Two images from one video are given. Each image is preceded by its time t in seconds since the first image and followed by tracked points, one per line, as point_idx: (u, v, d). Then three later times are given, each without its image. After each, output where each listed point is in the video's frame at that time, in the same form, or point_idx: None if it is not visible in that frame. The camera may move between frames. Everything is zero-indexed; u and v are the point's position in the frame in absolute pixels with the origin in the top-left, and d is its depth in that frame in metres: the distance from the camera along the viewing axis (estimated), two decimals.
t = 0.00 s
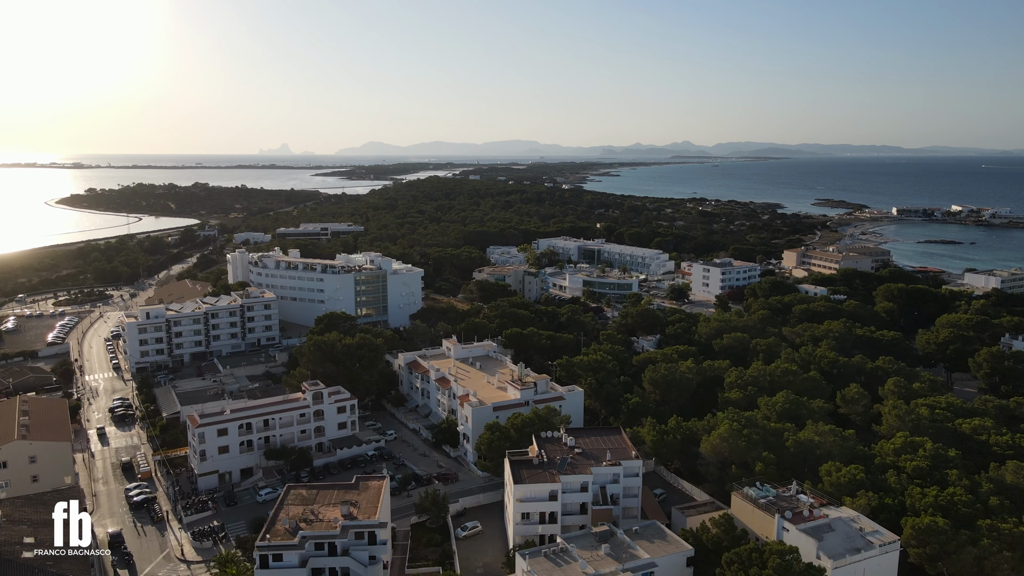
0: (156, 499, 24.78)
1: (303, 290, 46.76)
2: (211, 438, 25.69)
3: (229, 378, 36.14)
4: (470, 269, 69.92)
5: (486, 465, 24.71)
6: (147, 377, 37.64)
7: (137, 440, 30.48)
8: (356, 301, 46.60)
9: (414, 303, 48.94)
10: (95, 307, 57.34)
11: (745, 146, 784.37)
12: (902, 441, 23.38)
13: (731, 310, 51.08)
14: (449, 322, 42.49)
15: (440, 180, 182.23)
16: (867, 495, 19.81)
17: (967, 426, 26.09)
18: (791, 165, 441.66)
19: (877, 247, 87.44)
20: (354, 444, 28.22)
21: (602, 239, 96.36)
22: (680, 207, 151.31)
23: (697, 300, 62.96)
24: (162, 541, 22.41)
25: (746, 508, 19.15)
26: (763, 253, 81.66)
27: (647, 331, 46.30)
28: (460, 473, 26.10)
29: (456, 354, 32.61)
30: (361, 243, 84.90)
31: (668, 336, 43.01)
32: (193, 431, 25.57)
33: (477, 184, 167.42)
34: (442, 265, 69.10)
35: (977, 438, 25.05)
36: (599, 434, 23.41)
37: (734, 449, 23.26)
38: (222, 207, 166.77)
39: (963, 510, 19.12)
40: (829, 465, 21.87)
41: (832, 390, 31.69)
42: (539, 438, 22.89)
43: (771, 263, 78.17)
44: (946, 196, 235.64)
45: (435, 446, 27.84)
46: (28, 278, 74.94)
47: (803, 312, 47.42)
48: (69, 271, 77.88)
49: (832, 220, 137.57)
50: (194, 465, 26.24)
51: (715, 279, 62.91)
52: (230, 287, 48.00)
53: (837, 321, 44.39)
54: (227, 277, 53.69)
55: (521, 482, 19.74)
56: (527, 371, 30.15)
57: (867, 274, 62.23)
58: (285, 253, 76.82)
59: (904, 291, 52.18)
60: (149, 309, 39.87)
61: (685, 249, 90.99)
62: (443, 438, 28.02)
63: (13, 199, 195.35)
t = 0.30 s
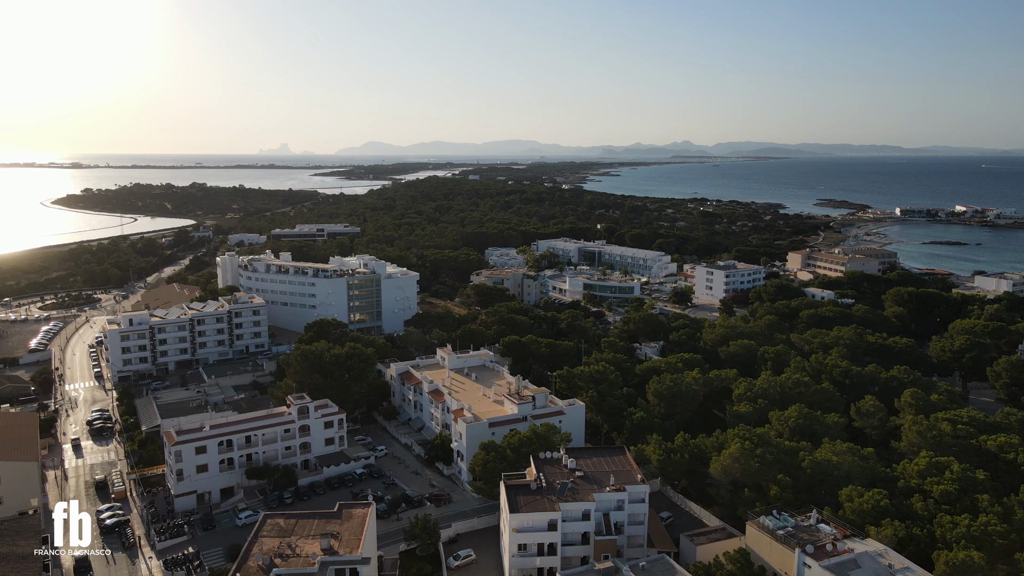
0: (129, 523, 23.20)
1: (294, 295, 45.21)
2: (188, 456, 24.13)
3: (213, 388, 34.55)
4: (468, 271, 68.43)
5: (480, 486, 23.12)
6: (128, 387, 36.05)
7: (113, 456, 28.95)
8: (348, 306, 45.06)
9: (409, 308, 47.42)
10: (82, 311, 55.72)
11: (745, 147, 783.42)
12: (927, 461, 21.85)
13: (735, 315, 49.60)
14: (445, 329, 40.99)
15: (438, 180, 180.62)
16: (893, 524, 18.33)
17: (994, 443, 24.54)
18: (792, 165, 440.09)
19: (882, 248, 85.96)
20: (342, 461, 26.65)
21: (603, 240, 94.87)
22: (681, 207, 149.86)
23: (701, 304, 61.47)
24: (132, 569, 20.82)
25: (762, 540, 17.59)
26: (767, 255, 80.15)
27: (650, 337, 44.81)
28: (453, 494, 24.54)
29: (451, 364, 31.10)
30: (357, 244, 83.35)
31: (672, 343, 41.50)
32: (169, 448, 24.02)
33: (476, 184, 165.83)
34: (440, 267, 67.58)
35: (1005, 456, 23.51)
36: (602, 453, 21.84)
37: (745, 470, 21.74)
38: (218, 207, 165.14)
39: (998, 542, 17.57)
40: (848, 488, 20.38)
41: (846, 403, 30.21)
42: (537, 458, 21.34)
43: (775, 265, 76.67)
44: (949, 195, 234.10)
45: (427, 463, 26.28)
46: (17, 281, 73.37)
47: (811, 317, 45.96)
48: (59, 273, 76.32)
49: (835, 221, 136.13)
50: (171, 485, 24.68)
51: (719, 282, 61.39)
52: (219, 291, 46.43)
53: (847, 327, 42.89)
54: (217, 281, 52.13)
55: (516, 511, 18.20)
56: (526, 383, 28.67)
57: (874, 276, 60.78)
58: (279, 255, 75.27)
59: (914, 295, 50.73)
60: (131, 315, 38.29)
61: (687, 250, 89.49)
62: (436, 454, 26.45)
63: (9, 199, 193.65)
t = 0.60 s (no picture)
0: (97, 549, 21.66)
1: (284, 300, 43.61)
2: (161, 477, 22.55)
3: (196, 398, 32.97)
4: (466, 274, 66.84)
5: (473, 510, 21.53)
6: (108, 398, 34.50)
7: (87, 473, 27.42)
8: (340, 312, 43.49)
9: (403, 313, 45.87)
10: (68, 315, 54.12)
11: (745, 147, 782.18)
12: (955, 483, 20.29)
13: (741, 321, 48.06)
14: (440, 336, 39.44)
15: (437, 180, 178.96)
16: (923, 558, 16.79)
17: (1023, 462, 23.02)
18: (793, 165, 438.52)
19: (888, 250, 84.39)
20: (328, 480, 25.06)
21: (604, 241, 93.30)
22: (683, 207, 148.33)
23: (704, 308, 59.88)
24: None
25: None
26: (771, 257, 78.58)
27: (653, 343, 43.26)
28: (445, 518, 22.95)
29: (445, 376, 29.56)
30: (353, 246, 81.77)
31: (676, 350, 39.98)
32: (141, 469, 22.45)
33: (476, 184, 164.17)
34: (436, 270, 66.03)
35: None
36: (604, 475, 20.24)
37: (759, 495, 20.22)
38: (215, 207, 163.50)
39: None
40: (871, 516, 18.84)
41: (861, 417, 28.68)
42: (535, 482, 19.74)
43: (780, 267, 75.15)
44: (952, 195, 232.53)
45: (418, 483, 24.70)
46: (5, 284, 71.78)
47: (819, 323, 44.45)
48: (48, 276, 74.76)
49: (838, 221, 134.49)
50: (144, 507, 23.11)
51: (722, 285, 59.85)
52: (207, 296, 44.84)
53: (858, 333, 41.36)
54: (206, 285, 50.57)
55: (512, 544, 16.57)
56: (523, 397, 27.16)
57: (883, 279, 59.21)
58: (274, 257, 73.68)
59: (925, 299, 49.23)
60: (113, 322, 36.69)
61: (689, 252, 87.94)
62: (428, 473, 24.85)
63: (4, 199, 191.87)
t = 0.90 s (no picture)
0: None
1: (274, 305, 42.06)
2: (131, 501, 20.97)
3: (178, 411, 31.39)
4: (463, 277, 65.27)
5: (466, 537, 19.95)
6: (86, 409, 32.93)
7: (59, 493, 25.87)
8: (332, 318, 41.91)
9: (397, 319, 44.31)
10: (53, 320, 52.56)
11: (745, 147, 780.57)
12: (988, 509, 18.79)
13: (747, 327, 46.54)
14: (435, 344, 37.89)
15: (436, 180, 177.38)
16: None
17: None
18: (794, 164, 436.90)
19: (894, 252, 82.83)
20: (313, 502, 23.51)
21: (605, 243, 91.75)
22: (684, 207, 146.73)
23: (708, 311, 58.34)
24: None
25: None
26: (775, 258, 77.01)
27: (657, 350, 41.68)
28: (437, 544, 21.41)
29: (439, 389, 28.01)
30: (349, 247, 80.23)
31: (680, 358, 38.45)
32: (111, 492, 20.87)
33: (475, 184, 162.53)
34: (433, 272, 64.45)
35: None
36: (607, 502, 18.67)
37: (776, 523, 18.67)
38: (212, 208, 161.89)
39: None
40: (900, 549, 17.26)
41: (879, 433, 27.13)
42: (532, 511, 18.16)
43: (784, 269, 73.58)
44: (955, 195, 231.06)
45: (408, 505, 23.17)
46: None
47: (828, 329, 42.91)
48: (36, 278, 73.10)
49: (842, 222, 132.73)
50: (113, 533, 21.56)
51: (727, 289, 58.30)
52: (194, 301, 43.29)
53: (870, 340, 39.82)
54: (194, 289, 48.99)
55: None
56: (520, 411, 25.63)
57: (891, 282, 57.65)
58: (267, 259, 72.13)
59: (937, 304, 47.73)
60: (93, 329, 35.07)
61: (691, 253, 86.35)
62: (419, 494, 23.28)
63: None
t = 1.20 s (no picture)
0: None
1: (262, 311, 40.54)
2: (96, 529, 19.40)
3: (157, 424, 29.87)
4: (460, 280, 63.73)
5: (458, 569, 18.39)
6: (62, 422, 31.39)
7: (26, 516, 24.37)
8: (323, 325, 40.44)
9: (391, 325, 42.81)
10: (37, 325, 51.02)
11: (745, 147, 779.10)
12: None
13: (753, 333, 45.02)
14: (430, 352, 36.44)
15: (435, 180, 175.60)
16: None
17: None
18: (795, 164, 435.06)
19: (900, 253, 81.20)
20: (294, 527, 21.99)
21: (605, 244, 90.22)
22: (685, 208, 145.21)
23: (712, 316, 56.80)
24: None
25: None
26: (779, 260, 75.47)
27: (661, 358, 40.12)
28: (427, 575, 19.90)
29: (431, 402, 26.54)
30: (345, 249, 78.71)
31: (685, 366, 36.93)
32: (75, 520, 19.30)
33: (474, 184, 160.90)
34: (430, 275, 62.95)
35: None
36: (613, 533, 17.02)
37: (795, 556, 17.14)
38: (208, 208, 160.21)
39: None
40: None
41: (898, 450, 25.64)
42: (531, 545, 16.54)
43: (789, 271, 72.06)
44: (958, 195, 229.38)
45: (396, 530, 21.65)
46: None
47: (838, 335, 41.43)
48: (25, 281, 71.41)
49: (845, 223, 131.08)
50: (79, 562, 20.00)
51: (731, 292, 56.81)
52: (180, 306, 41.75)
53: (882, 348, 38.36)
54: (182, 294, 47.45)
55: None
56: (517, 428, 24.08)
57: (900, 285, 56.11)
58: (261, 261, 70.60)
59: (949, 308, 46.24)
60: (71, 337, 33.50)
61: (693, 255, 84.79)
62: (408, 519, 21.73)
63: None
